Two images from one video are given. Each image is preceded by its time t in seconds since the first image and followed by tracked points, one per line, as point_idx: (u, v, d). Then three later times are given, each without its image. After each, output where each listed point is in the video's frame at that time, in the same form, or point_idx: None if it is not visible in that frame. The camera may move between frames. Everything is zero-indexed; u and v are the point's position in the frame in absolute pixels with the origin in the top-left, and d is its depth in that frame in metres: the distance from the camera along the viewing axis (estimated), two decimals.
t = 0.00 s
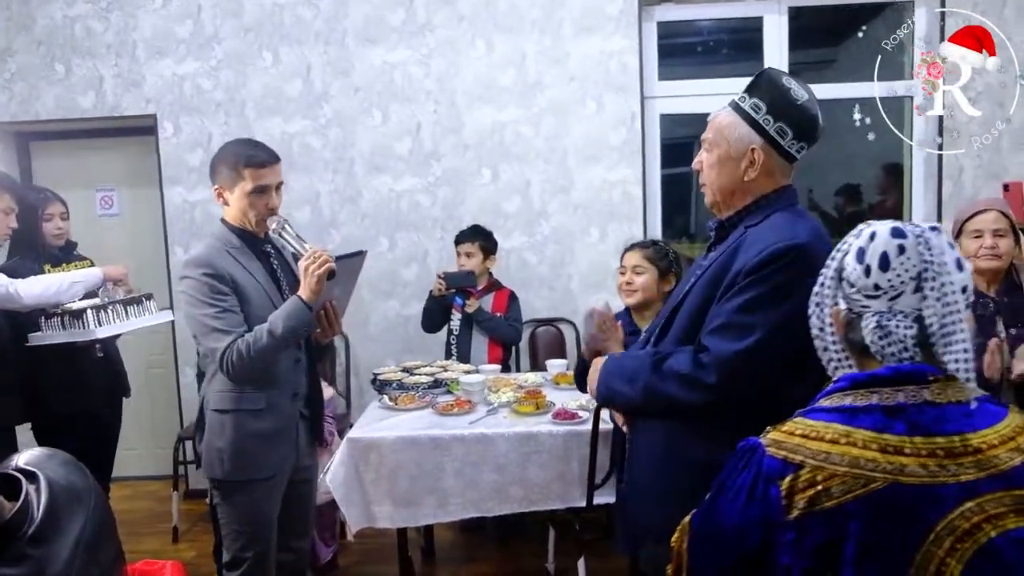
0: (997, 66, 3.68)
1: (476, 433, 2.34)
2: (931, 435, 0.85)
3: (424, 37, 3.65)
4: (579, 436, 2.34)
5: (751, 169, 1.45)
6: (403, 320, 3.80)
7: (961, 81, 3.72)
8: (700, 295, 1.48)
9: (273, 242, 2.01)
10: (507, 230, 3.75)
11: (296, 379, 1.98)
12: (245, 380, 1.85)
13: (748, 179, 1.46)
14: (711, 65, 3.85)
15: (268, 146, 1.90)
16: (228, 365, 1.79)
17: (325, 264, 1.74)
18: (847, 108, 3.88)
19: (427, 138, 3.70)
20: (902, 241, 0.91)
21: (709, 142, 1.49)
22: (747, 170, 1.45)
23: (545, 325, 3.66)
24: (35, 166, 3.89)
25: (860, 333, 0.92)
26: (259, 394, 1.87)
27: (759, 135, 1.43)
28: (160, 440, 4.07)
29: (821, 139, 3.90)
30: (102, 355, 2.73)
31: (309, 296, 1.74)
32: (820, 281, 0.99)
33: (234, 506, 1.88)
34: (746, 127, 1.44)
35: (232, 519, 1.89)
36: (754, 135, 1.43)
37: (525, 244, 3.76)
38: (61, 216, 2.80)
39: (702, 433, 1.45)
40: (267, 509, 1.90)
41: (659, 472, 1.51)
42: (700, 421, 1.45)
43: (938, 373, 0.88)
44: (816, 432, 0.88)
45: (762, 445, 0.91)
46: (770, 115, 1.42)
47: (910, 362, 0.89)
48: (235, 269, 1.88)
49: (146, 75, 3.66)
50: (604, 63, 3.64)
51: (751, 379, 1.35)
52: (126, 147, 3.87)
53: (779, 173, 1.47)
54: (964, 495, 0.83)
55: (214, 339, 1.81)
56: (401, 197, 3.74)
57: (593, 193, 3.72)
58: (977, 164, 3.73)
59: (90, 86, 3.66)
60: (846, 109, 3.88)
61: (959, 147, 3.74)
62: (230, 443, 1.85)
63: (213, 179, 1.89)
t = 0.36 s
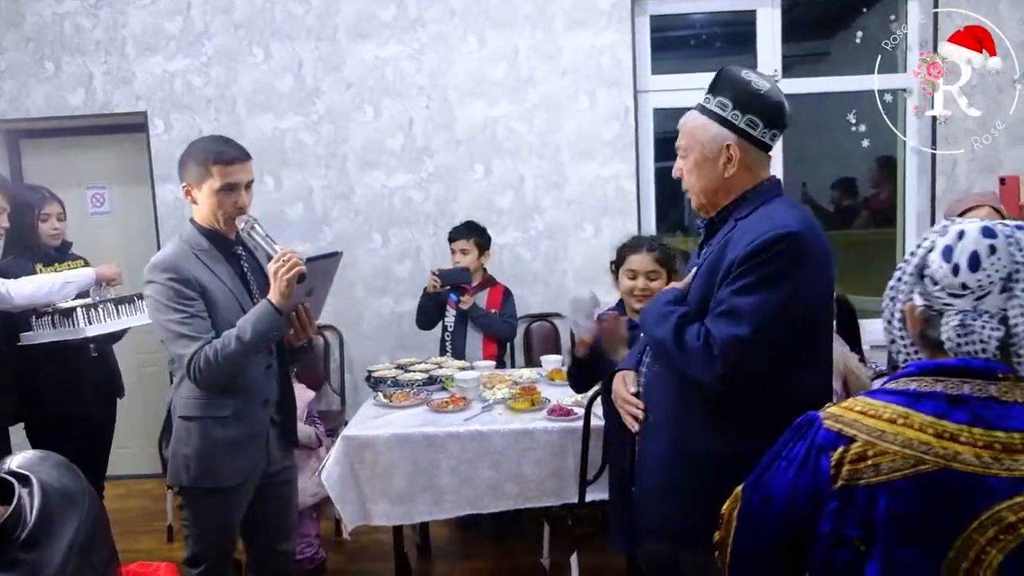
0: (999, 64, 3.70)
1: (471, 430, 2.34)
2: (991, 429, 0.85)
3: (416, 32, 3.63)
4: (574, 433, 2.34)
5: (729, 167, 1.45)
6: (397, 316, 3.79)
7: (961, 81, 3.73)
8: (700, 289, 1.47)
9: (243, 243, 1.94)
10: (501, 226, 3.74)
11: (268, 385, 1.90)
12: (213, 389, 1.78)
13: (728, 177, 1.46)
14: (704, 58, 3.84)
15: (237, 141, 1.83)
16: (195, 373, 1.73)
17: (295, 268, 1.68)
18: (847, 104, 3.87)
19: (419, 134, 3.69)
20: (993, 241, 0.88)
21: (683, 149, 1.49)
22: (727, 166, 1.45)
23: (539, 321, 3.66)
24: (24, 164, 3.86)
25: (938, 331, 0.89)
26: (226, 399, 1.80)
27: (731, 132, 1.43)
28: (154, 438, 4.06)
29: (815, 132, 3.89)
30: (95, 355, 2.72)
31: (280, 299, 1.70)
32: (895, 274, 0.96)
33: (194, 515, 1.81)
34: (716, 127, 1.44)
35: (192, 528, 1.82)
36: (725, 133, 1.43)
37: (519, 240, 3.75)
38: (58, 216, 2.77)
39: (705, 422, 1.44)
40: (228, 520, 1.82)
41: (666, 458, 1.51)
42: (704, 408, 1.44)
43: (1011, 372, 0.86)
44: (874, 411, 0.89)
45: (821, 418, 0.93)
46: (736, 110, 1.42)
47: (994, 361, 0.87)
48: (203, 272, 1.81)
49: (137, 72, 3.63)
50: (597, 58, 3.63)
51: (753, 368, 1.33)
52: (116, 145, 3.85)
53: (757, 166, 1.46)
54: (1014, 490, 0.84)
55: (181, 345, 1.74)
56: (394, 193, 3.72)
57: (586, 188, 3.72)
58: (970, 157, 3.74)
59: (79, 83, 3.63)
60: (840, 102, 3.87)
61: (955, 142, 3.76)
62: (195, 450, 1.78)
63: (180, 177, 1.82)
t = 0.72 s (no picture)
0: (1001, 64, 3.69)
1: (470, 424, 2.34)
2: None
3: (413, 25, 3.61)
4: (574, 427, 2.34)
5: (704, 164, 1.45)
6: (396, 310, 3.78)
7: (961, 81, 3.72)
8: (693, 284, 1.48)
9: (218, 241, 1.93)
10: (499, 219, 3.73)
11: (248, 387, 1.90)
12: (191, 390, 1.77)
13: (705, 174, 1.46)
14: (703, 50, 3.83)
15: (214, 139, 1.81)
16: (168, 377, 1.72)
17: (268, 270, 1.66)
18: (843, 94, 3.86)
19: (417, 128, 3.67)
20: None
21: (658, 154, 1.50)
22: (702, 165, 1.45)
23: (538, 315, 3.66)
24: (21, 160, 3.84)
25: (997, 322, 0.90)
26: (202, 402, 1.79)
27: (703, 131, 1.44)
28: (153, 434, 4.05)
29: (813, 124, 3.88)
30: (92, 351, 2.71)
31: (253, 302, 1.69)
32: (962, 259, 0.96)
33: (176, 518, 1.82)
34: (684, 128, 1.45)
35: (174, 531, 1.83)
36: (695, 131, 1.44)
37: (518, 234, 3.74)
38: (54, 212, 2.75)
39: (705, 412, 1.44)
40: (210, 524, 1.83)
41: (670, 450, 1.50)
42: (705, 399, 1.43)
43: None
44: (936, 382, 0.91)
45: (880, 388, 0.96)
46: (700, 107, 1.43)
47: None
48: (177, 274, 1.80)
49: (133, 66, 3.61)
50: (595, 50, 3.62)
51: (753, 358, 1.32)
52: (113, 139, 3.83)
53: (731, 162, 1.47)
54: None
55: (152, 349, 1.73)
56: (392, 187, 3.71)
57: (585, 181, 3.70)
58: (969, 149, 3.73)
59: (75, 77, 3.62)
60: (838, 95, 3.86)
61: (950, 132, 3.74)
62: (173, 453, 1.78)
63: (156, 176, 1.80)
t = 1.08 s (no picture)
0: (1000, 65, 3.66)
1: (479, 421, 2.32)
2: None
3: (421, 18, 3.59)
4: (583, 424, 2.33)
5: (710, 163, 1.44)
6: (403, 304, 3.77)
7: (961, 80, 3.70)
8: (703, 285, 1.45)
9: (224, 236, 1.91)
10: (507, 214, 3.71)
11: (258, 381, 1.88)
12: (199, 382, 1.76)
13: (710, 173, 1.44)
14: (713, 44, 3.80)
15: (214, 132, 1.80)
16: (173, 371, 1.71)
17: (272, 261, 1.65)
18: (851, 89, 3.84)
19: (425, 121, 3.65)
20: None
21: (662, 152, 1.48)
22: (707, 164, 1.44)
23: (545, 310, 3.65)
24: (27, 151, 3.83)
25: None
26: (210, 397, 1.79)
27: (707, 129, 1.42)
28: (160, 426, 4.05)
29: (823, 120, 3.86)
30: (100, 344, 2.71)
31: (257, 294, 1.67)
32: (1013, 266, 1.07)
33: (188, 515, 1.81)
34: (690, 126, 1.43)
35: (185, 528, 1.82)
36: (700, 130, 1.42)
37: (525, 228, 3.72)
38: (62, 205, 2.74)
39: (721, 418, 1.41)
40: (221, 521, 1.82)
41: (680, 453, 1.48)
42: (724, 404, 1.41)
43: None
44: (993, 380, 0.94)
45: (933, 384, 0.99)
46: (706, 105, 1.41)
47: None
48: (181, 268, 1.79)
49: (139, 58, 3.60)
50: (604, 44, 3.59)
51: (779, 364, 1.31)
52: (119, 131, 3.81)
53: (737, 161, 1.45)
54: None
55: (157, 343, 1.73)
56: (400, 180, 3.70)
57: (594, 176, 3.68)
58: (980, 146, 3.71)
59: (81, 69, 3.60)
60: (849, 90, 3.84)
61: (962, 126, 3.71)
62: (186, 449, 1.77)
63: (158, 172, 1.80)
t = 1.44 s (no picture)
0: (999, 65, 3.61)
1: (486, 413, 2.32)
2: None
3: (434, 7, 3.57)
4: (589, 419, 2.32)
5: (725, 159, 1.42)
6: (411, 295, 3.77)
7: (961, 81, 3.66)
8: (708, 284, 1.43)
9: (246, 219, 1.90)
10: (517, 206, 3.70)
11: (280, 361, 1.88)
12: (219, 361, 1.74)
13: (726, 168, 1.43)
14: (728, 39, 3.78)
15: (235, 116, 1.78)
16: (198, 348, 1.70)
17: (298, 238, 1.66)
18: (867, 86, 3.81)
19: (437, 112, 3.64)
20: None
21: (681, 145, 1.47)
22: (723, 158, 1.42)
23: (554, 303, 3.65)
24: (39, 135, 3.84)
25: None
26: (234, 375, 1.77)
27: (724, 123, 1.40)
28: (167, 411, 4.07)
29: (838, 118, 3.83)
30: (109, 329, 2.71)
31: (280, 270, 1.68)
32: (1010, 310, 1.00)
33: (209, 495, 1.80)
34: (708, 119, 1.41)
35: (207, 509, 1.81)
36: (717, 124, 1.40)
37: (536, 221, 3.71)
38: (76, 188, 2.75)
39: (745, 435, 1.38)
40: (243, 500, 1.81)
41: (677, 454, 1.45)
42: (748, 420, 1.37)
43: None
44: (970, 407, 0.85)
45: (909, 411, 0.89)
46: (725, 99, 1.39)
47: None
48: (205, 245, 1.78)
49: (152, 44, 3.59)
50: (619, 36, 3.57)
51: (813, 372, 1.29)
52: (133, 117, 3.82)
53: (755, 156, 1.43)
54: None
55: (183, 320, 1.71)
56: (410, 170, 3.69)
57: (605, 170, 3.67)
58: (996, 146, 3.67)
59: (95, 53, 3.60)
60: (864, 88, 3.81)
61: (978, 127, 3.67)
62: (212, 429, 1.76)
63: (182, 154, 1.79)
